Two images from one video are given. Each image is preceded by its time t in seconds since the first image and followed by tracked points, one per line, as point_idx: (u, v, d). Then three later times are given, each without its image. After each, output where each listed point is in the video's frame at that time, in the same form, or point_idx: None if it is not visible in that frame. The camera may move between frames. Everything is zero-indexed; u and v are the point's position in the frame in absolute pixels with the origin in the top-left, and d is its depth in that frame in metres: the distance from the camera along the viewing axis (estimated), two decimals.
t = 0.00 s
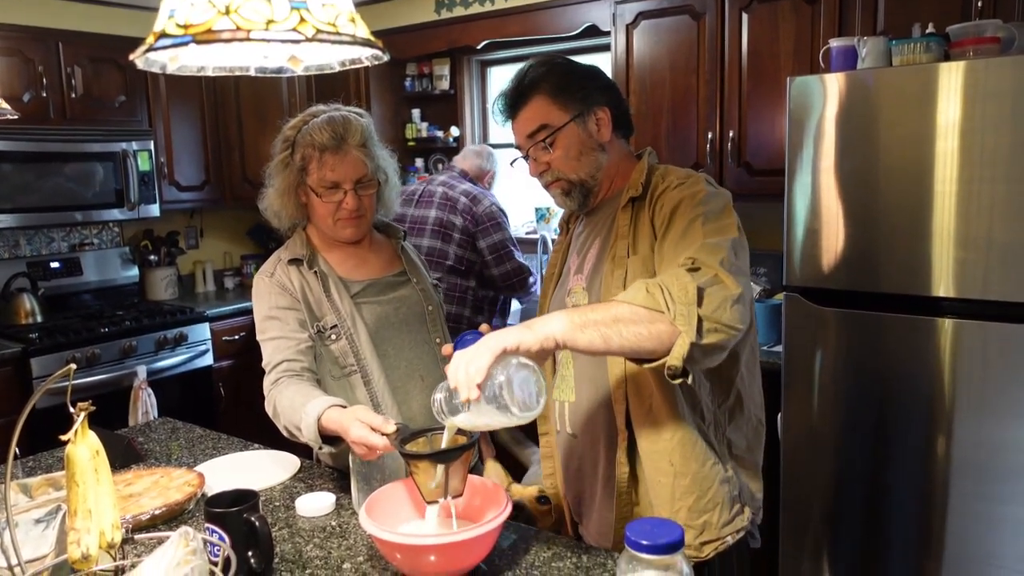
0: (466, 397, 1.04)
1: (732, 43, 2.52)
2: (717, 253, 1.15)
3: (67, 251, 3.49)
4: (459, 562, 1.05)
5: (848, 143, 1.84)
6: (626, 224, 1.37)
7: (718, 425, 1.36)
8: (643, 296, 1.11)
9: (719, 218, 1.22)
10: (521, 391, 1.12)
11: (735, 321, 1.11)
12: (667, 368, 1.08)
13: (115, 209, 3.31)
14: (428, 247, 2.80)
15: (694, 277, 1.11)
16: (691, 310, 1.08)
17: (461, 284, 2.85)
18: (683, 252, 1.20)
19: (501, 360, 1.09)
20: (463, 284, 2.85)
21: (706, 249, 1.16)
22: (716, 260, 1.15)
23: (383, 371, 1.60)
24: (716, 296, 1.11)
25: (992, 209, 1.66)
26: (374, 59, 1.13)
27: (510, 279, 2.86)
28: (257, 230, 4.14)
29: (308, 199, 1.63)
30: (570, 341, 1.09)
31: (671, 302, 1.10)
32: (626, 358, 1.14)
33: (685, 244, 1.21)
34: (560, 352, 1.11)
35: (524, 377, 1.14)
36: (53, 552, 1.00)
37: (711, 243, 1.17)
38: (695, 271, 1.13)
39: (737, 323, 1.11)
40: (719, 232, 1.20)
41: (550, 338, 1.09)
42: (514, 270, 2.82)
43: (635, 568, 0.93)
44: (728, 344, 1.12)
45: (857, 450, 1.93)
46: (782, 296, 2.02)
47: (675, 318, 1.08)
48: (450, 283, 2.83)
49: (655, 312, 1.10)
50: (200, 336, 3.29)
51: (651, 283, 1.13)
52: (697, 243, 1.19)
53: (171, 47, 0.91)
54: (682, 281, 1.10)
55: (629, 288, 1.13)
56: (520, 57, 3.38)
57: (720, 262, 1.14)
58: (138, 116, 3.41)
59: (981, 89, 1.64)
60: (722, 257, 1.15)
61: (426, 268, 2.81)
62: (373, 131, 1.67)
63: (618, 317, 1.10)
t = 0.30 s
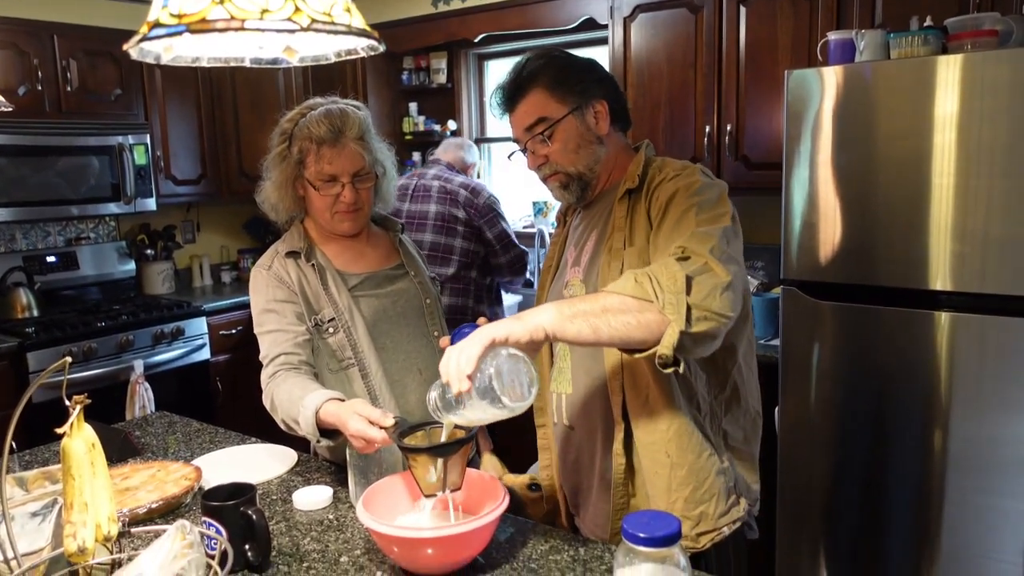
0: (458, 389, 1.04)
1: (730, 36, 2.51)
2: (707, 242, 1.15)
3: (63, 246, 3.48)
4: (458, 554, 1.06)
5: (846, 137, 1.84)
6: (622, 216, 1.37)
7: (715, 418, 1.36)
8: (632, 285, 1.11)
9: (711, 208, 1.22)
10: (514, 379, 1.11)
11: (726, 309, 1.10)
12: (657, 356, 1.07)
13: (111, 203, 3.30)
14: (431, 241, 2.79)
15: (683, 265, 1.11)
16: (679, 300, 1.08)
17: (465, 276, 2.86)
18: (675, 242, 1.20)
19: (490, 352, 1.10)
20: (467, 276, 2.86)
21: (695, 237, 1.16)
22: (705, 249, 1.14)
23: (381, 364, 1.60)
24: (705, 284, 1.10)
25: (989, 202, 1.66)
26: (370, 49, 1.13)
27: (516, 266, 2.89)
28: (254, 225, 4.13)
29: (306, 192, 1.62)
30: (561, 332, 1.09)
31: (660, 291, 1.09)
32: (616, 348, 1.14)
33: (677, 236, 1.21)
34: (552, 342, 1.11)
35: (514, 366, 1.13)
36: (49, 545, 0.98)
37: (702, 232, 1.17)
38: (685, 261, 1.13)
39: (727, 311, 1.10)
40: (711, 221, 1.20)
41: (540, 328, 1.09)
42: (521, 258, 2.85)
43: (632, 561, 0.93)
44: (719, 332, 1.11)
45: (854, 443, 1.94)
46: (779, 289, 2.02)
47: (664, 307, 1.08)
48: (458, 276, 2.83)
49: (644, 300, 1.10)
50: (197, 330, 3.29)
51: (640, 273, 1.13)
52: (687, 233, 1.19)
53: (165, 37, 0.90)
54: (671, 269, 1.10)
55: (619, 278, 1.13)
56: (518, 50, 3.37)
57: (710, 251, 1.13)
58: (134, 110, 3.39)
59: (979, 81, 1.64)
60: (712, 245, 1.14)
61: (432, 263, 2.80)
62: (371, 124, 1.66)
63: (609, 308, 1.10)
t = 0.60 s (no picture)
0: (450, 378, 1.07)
1: (733, 30, 2.50)
2: (697, 225, 1.14)
3: (64, 240, 3.47)
4: (459, 548, 1.06)
5: (849, 131, 1.83)
6: (622, 209, 1.37)
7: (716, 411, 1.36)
8: (621, 268, 1.11)
9: (704, 194, 1.21)
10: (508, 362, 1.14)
11: (717, 290, 1.09)
12: (648, 340, 1.06)
13: (112, 197, 3.30)
14: (438, 235, 2.78)
15: (672, 249, 1.10)
16: (668, 283, 1.07)
17: (469, 268, 2.87)
18: (665, 227, 1.19)
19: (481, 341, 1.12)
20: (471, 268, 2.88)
21: (686, 222, 1.15)
22: (696, 234, 1.13)
23: (383, 359, 1.60)
24: (694, 265, 1.09)
25: (993, 197, 1.66)
26: (372, 41, 1.12)
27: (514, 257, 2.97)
28: (255, 219, 4.13)
29: (309, 185, 1.62)
30: (549, 318, 1.09)
31: (649, 274, 1.08)
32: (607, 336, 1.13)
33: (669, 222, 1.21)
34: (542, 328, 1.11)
35: (504, 351, 1.15)
36: (52, 539, 0.97)
37: (692, 216, 1.16)
38: (676, 245, 1.12)
39: (717, 292, 1.09)
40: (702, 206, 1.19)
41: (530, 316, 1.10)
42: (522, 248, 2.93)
43: (635, 556, 0.92)
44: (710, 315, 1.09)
45: (857, 438, 1.93)
46: (782, 284, 2.02)
47: (652, 289, 1.07)
48: (465, 268, 2.86)
49: (633, 284, 1.09)
50: (199, 325, 3.29)
51: (629, 258, 1.12)
52: (678, 218, 1.18)
53: (166, 27, 0.90)
54: (660, 254, 1.09)
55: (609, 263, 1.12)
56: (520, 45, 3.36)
57: (702, 234, 1.12)
58: (135, 105, 3.38)
59: (982, 76, 1.63)
60: (702, 228, 1.14)
61: (439, 256, 2.81)
62: (374, 118, 1.66)
63: (601, 292, 1.09)
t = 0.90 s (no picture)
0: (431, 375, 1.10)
1: (731, 30, 2.50)
2: (677, 208, 1.13)
3: (61, 241, 3.47)
4: (458, 548, 1.05)
5: (847, 130, 1.83)
6: (616, 208, 1.36)
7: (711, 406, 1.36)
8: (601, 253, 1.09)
9: (688, 183, 1.20)
10: (493, 348, 1.14)
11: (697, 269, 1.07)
12: (630, 323, 1.04)
13: (110, 198, 3.29)
14: (436, 234, 2.78)
15: (650, 231, 1.09)
16: (646, 264, 1.05)
17: (464, 268, 2.88)
18: (647, 213, 1.18)
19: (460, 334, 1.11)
20: (466, 268, 2.88)
21: (667, 206, 1.14)
22: (675, 216, 1.12)
23: (381, 360, 1.59)
24: (673, 245, 1.08)
25: (991, 195, 1.66)
26: (370, 40, 1.12)
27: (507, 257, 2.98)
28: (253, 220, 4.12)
29: (307, 185, 1.61)
30: (530, 309, 1.07)
31: (627, 255, 1.06)
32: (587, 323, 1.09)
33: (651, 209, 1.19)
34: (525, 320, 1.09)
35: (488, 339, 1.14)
36: (48, 542, 0.98)
37: (674, 201, 1.15)
38: (655, 228, 1.11)
39: (696, 270, 1.07)
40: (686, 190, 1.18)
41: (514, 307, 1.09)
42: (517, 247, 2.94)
43: (635, 557, 0.92)
44: (691, 296, 1.07)
45: (855, 437, 1.93)
46: (780, 284, 2.02)
47: (631, 269, 1.05)
48: (463, 266, 2.86)
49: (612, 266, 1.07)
50: (196, 326, 3.28)
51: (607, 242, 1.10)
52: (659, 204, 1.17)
53: (163, 26, 0.90)
54: (638, 237, 1.08)
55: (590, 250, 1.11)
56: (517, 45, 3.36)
57: (683, 216, 1.11)
58: (132, 105, 3.38)
59: (980, 76, 1.63)
60: (682, 210, 1.12)
61: (438, 255, 2.80)
62: (373, 119, 1.65)
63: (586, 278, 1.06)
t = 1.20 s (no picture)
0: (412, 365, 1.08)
1: (731, 25, 2.49)
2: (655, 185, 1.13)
3: (59, 235, 3.46)
4: (457, 544, 1.05)
5: (847, 125, 1.83)
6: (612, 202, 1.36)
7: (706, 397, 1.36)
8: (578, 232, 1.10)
9: (670, 166, 1.20)
10: (463, 327, 1.04)
11: (671, 238, 1.04)
12: (607, 298, 1.04)
13: (108, 192, 3.28)
14: (430, 228, 2.76)
15: (623, 207, 1.09)
16: (619, 236, 1.04)
17: (456, 262, 2.87)
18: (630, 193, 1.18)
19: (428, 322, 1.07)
20: (458, 262, 2.87)
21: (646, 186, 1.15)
22: (652, 192, 1.11)
23: (380, 355, 1.59)
24: (648, 216, 1.07)
25: (991, 191, 1.65)
26: (370, 31, 1.11)
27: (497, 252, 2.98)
28: (251, 215, 4.11)
29: (306, 179, 1.60)
30: (506, 296, 1.07)
31: (601, 230, 1.06)
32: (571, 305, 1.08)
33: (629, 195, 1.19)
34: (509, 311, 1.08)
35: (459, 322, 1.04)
36: (47, 536, 0.96)
37: (654, 182, 1.16)
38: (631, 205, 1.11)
39: (671, 237, 1.04)
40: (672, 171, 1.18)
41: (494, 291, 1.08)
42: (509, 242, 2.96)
43: (635, 552, 0.92)
44: (667, 265, 1.04)
45: (855, 433, 1.93)
46: (780, 279, 2.01)
47: (605, 243, 1.04)
48: (457, 260, 2.86)
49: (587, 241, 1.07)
50: (194, 320, 3.27)
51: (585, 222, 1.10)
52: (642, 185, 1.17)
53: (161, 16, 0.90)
54: (611, 212, 1.08)
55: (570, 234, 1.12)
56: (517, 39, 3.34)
57: (659, 192, 1.11)
58: (130, 99, 3.36)
59: (981, 72, 1.62)
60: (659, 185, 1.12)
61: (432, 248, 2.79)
62: (373, 112, 1.65)
63: (565, 259, 1.06)
